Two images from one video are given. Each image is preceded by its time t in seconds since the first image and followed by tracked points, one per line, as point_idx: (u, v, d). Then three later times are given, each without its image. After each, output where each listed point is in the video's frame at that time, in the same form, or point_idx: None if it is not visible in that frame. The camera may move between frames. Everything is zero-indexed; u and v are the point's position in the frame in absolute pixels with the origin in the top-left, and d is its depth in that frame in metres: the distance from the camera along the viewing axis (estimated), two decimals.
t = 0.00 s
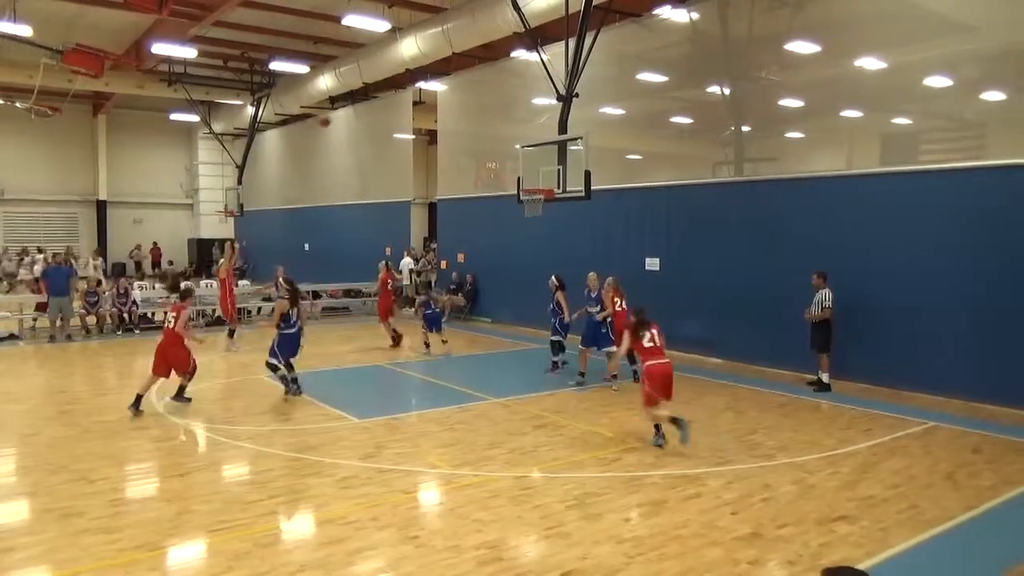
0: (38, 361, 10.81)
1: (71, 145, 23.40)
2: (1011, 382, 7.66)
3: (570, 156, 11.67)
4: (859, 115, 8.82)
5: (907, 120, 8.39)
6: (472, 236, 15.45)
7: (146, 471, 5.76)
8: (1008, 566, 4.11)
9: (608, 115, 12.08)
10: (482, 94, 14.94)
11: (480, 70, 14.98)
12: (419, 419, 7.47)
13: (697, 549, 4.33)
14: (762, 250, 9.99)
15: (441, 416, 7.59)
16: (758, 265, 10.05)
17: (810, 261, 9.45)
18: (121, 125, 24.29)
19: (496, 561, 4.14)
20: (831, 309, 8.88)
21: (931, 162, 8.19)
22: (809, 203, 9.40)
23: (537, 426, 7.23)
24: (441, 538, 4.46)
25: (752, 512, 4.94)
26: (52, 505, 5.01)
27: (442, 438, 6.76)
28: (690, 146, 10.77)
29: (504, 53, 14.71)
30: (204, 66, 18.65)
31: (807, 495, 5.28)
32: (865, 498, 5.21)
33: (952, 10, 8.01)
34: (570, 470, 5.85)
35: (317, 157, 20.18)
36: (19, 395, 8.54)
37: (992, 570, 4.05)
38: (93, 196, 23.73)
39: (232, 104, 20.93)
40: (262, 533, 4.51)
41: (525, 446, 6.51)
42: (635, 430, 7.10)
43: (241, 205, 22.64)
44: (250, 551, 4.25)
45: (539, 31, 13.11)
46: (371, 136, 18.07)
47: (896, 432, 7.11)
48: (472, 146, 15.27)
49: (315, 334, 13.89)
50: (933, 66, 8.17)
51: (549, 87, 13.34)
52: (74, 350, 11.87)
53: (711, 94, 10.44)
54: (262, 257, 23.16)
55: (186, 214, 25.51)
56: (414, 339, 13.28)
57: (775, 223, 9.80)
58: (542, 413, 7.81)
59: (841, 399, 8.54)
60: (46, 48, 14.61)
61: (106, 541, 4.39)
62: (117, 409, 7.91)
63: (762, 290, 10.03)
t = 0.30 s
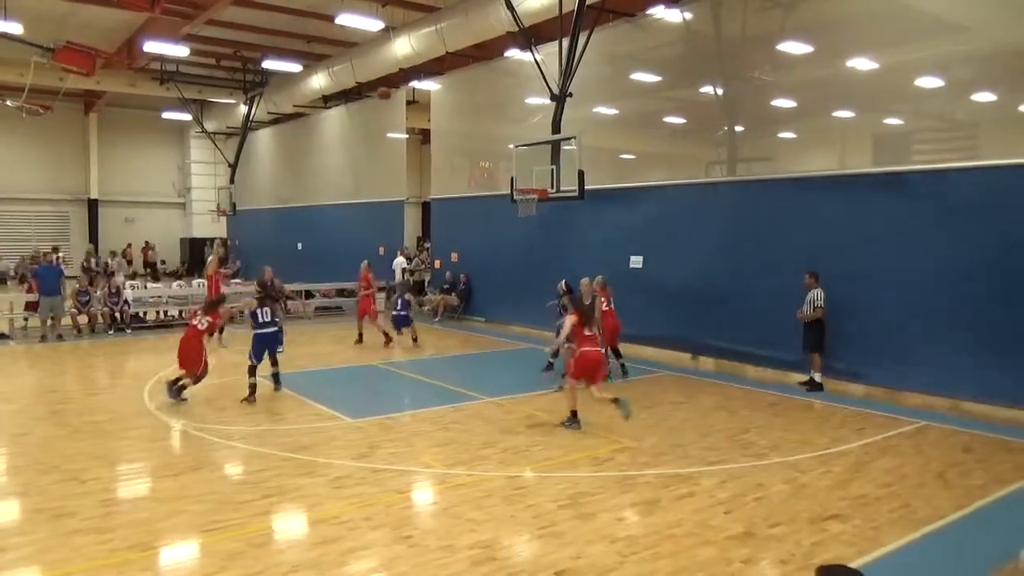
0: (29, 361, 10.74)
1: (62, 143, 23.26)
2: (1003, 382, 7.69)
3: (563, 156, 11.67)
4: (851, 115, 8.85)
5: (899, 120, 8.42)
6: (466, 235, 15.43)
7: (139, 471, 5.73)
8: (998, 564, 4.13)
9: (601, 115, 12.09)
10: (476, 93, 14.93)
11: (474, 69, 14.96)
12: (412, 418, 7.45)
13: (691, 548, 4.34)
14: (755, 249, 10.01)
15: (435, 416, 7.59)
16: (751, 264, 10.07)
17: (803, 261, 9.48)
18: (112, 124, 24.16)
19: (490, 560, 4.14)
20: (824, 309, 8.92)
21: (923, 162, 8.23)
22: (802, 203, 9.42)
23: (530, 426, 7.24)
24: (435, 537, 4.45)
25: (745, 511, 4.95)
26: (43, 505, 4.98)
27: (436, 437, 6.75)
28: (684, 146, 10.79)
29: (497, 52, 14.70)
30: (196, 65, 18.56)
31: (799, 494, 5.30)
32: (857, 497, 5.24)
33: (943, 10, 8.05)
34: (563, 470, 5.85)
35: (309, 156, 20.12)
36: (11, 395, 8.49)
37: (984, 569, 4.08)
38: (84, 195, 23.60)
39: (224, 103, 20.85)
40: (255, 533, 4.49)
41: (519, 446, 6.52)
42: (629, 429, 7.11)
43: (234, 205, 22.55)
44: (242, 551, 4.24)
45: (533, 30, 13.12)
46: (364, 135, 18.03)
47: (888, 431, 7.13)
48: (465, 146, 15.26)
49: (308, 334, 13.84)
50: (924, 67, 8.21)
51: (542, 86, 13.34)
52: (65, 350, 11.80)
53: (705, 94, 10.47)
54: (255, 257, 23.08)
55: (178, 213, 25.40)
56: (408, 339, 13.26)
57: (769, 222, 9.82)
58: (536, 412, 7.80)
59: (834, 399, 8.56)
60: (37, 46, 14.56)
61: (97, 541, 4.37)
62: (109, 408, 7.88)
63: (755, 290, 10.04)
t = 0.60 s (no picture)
0: (22, 360, 10.70)
1: (55, 142, 23.16)
2: (996, 382, 7.73)
3: (559, 156, 11.66)
4: (846, 116, 8.88)
5: (893, 121, 8.46)
6: (461, 236, 15.42)
7: (132, 471, 5.71)
8: (991, 564, 4.15)
9: (597, 115, 12.10)
10: (471, 93, 14.91)
11: (469, 69, 14.95)
12: (407, 418, 7.44)
13: (685, 547, 4.35)
14: (750, 249, 10.03)
15: (429, 415, 7.59)
16: (747, 264, 10.08)
17: (797, 261, 9.50)
18: (107, 123, 24.08)
19: (485, 560, 4.14)
20: (818, 308, 8.98)
21: (918, 163, 8.25)
22: (797, 203, 9.44)
23: (526, 425, 7.24)
24: (429, 537, 4.45)
25: (739, 511, 4.97)
26: (36, 506, 4.97)
27: (431, 437, 6.75)
28: (679, 146, 10.80)
29: (493, 51, 14.70)
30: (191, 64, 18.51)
31: (794, 494, 5.31)
32: (851, 497, 5.25)
33: (937, 11, 8.09)
34: (558, 469, 5.86)
35: (304, 155, 20.09)
36: (3, 394, 8.46)
37: (977, 568, 4.10)
38: (78, 194, 23.50)
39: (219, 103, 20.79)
40: (249, 533, 4.49)
41: (514, 446, 6.52)
42: (624, 429, 7.12)
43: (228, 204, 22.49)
44: (236, 551, 4.23)
45: (528, 30, 13.12)
46: (360, 135, 17.99)
47: (882, 431, 7.16)
48: (461, 146, 15.24)
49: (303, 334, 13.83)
50: (919, 68, 8.24)
51: (538, 86, 13.33)
52: (59, 349, 11.75)
53: (700, 94, 10.48)
54: (250, 256, 23.03)
55: (172, 213, 25.33)
56: (403, 339, 13.26)
57: (762, 222, 9.85)
58: (531, 412, 7.81)
59: (829, 399, 8.58)
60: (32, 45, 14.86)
61: (90, 541, 4.35)
62: (103, 408, 7.86)
63: (750, 290, 10.05)
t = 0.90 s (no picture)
0: (18, 360, 10.67)
1: (51, 141, 23.10)
2: (991, 383, 7.76)
3: (556, 156, 11.66)
4: (842, 117, 8.90)
5: (889, 122, 8.47)
6: (458, 236, 15.42)
7: (129, 471, 5.70)
8: (987, 564, 4.17)
9: (594, 116, 12.10)
10: (469, 93, 14.91)
11: (467, 68, 14.95)
12: (404, 418, 7.44)
13: (682, 547, 4.35)
14: (747, 249, 10.05)
15: (426, 416, 7.59)
16: (744, 264, 10.09)
17: (794, 261, 9.52)
18: (103, 122, 24.04)
19: (482, 560, 4.14)
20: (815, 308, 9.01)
21: (914, 164, 8.27)
22: (793, 203, 9.46)
23: (523, 425, 7.25)
24: (426, 537, 4.45)
25: (736, 511, 4.97)
26: (32, 506, 4.95)
27: (428, 437, 6.75)
28: (677, 147, 10.81)
29: (490, 52, 14.70)
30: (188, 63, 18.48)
31: (790, 494, 5.32)
32: (847, 497, 5.27)
33: (933, 12, 8.11)
34: (556, 469, 5.86)
35: (302, 154, 20.06)
36: None
37: (973, 568, 4.11)
38: (74, 193, 23.44)
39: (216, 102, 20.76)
40: (246, 533, 4.48)
41: (511, 446, 6.52)
42: (621, 429, 7.12)
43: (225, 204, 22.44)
44: (234, 551, 4.22)
45: (526, 30, 13.13)
46: (357, 135, 17.98)
47: (878, 431, 7.17)
48: (459, 146, 15.24)
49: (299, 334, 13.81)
50: (916, 69, 8.26)
51: (535, 86, 13.34)
52: (55, 349, 11.73)
53: (697, 94, 10.50)
54: (247, 256, 23.00)
55: (169, 212, 25.29)
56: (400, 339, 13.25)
57: (760, 223, 9.86)
58: (528, 412, 7.81)
59: (826, 399, 8.60)
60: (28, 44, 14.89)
61: (87, 541, 4.34)
62: (99, 408, 7.84)
63: (747, 290, 10.07)
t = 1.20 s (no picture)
0: (16, 360, 10.66)
1: (49, 141, 23.07)
2: (990, 383, 7.76)
3: (555, 155, 11.65)
4: (840, 117, 8.91)
5: (887, 122, 8.48)
6: (457, 235, 15.41)
7: (128, 471, 5.70)
8: (985, 563, 4.18)
9: (594, 116, 12.10)
10: (468, 92, 14.91)
11: (465, 68, 14.95)
12: (403, 418, 7.44)
13: (680, 547, 4.36)
14: (745, 249, 10.05)
15: (425, 415, 7.59)
16: (742, 263, 10.10)
17: (792, 261, 9.53)
18: (102, 122, 24.03)
19: (481, 561, 4.14)
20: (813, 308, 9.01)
21: (912, 163, 8.28)
22: (791, 203, 9.47)
23: (522, 425, 7.25)
24: (425, 537, 4.45)
25: (735, 510, 4.98)
26: (31, 506, 4.94)
27: (426, 437, 6.75)
28: (676, 147, 10.81)
29: (489, 52, 14.71)
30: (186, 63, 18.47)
31: (789, 494, 5.33)
32: (845, 496, 5.27)
33: (932, 12, 8.11)
34: (555, 469, 5.86)
35: (300, 154, 20.05)
36: None
37: (971, 568, 4.10)
38: (73, 193, 23.42)
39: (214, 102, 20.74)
40: (245, 534, 4.48)
41: (510, 446, 6.52)
42: (620, 429, 7.13)
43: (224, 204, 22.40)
44: (233, 551, 4.22)
45: (525, 30, 13.14)
46: (356, 134, 17.97)
47: (877, 431, 7.17)
48: (457, 145, 15.23)
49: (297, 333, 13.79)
50: (915, 69, 8.25)
51: (534, 87, 13.35)
52: (53, 348, 11.73)
53: (696, 94, 10.50)
54: (245, 256, 22.98)
55: (168, 212, 25.27)
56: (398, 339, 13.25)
57: (758, 223, 9.88)
58: (527, 412, 7.81)
59: (824, 399, 8.60)
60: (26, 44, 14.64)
61: (85, 542, 4.34)
62: (98, 408, 7.84)
63: (745, 290, 10.08)
